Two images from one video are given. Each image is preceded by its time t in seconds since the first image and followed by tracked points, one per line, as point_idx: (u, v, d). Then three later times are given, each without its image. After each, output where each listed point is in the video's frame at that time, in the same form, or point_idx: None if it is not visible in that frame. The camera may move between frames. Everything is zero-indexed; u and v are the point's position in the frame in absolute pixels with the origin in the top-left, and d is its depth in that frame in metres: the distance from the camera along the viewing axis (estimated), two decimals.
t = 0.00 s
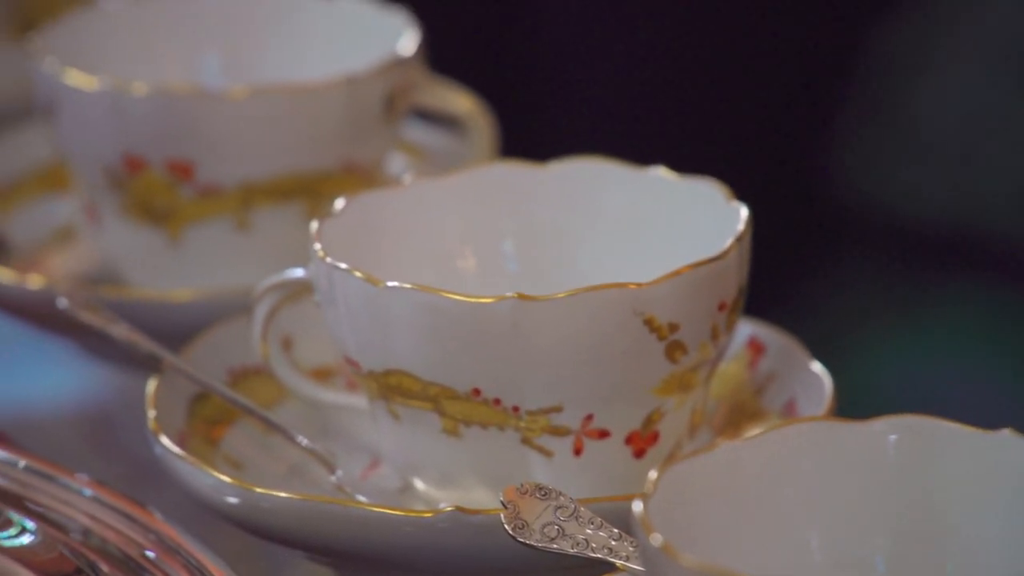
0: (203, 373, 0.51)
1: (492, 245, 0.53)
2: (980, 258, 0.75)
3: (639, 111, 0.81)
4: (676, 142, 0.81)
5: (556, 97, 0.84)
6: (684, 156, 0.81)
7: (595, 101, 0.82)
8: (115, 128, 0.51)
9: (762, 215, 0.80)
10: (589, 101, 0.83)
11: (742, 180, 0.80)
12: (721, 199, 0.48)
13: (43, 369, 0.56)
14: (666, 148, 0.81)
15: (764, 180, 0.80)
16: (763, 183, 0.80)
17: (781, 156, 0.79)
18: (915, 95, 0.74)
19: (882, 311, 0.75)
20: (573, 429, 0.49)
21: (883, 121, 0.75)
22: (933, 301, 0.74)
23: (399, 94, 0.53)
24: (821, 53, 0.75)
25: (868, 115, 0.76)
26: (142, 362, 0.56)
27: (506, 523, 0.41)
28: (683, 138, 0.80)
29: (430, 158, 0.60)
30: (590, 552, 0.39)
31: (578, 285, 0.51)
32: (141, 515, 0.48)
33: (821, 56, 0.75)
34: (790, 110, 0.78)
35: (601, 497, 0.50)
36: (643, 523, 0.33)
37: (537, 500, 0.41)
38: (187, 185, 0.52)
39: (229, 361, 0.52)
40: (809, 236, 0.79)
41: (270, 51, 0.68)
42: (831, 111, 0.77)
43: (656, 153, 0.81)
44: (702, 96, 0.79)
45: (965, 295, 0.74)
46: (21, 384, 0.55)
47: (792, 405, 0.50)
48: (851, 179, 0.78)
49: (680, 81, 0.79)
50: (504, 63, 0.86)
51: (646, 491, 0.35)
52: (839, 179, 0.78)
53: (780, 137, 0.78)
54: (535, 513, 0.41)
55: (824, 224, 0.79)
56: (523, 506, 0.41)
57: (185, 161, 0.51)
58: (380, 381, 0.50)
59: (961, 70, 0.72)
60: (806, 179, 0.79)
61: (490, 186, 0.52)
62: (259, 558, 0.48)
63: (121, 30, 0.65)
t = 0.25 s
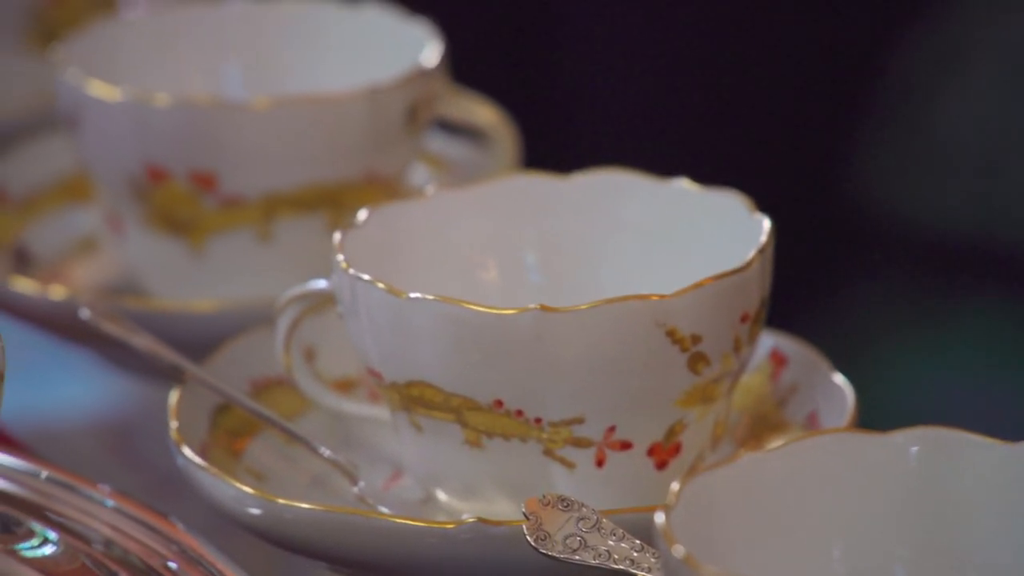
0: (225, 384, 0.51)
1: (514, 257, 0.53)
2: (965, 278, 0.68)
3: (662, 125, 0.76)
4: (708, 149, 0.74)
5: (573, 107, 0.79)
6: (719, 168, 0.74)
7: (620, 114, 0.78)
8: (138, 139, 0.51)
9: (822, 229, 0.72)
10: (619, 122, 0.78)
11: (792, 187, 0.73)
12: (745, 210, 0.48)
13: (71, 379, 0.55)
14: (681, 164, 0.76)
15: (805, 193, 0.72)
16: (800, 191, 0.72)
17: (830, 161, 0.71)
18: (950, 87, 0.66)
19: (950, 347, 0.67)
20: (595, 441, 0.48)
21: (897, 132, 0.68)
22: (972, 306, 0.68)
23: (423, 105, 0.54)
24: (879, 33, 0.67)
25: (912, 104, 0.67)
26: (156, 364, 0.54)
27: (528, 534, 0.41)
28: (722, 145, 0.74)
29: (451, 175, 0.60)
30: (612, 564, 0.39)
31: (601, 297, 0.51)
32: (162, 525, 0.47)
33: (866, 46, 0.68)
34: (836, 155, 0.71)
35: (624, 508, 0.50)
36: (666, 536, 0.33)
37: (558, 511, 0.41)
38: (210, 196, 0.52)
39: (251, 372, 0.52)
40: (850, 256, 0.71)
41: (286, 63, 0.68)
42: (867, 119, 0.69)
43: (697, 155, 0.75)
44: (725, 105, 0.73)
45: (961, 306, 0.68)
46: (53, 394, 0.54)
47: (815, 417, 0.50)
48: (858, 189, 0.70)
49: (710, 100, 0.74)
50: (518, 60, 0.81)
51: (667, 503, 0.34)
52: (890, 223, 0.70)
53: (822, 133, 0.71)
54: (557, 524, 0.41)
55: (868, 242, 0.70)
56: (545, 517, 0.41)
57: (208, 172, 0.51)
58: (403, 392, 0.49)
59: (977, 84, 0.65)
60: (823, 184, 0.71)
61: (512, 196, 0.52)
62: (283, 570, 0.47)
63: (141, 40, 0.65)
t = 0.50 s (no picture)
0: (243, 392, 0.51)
1: (531, 264, 0.53)
2: (973, 288, 0.62)
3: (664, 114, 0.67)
4: (703, 157, 0.67)
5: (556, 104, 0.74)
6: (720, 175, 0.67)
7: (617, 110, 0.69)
8: (155, 148, 0.51)
9: (822, 233, 0.65)
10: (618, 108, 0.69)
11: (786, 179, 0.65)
12: (760, 218, 0.48)
13: (93, 386, 0.56)
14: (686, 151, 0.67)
15: (814, 196, 0.65)
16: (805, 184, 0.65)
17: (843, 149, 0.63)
18: (976, 86, 0.58)
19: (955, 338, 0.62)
20: (611, 449, 0.48)
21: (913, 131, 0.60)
22: (977, 335, 0.62)
23: (439, 113, 0.53)
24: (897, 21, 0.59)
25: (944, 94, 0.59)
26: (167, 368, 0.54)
27: (542, 542, 0.39)
28: (728, 144, 0.66)
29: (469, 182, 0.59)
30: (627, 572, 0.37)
31: (617, 305, 0.51)
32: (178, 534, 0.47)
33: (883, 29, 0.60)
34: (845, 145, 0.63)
35: (640, 516, 0.50)
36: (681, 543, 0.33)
37: (572, 521, 0.40)
38: (226, 204, 0.52)
39: (268, 379, 0.52)
40: (849, 256, 0.65)
41: (302, 70, 0.69)
42: (884, 106, 0.61)
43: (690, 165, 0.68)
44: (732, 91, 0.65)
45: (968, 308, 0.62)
46: (79, 402, 0.55)
47: (830, 425, 0.50)
48: (870, 185, 0.63)
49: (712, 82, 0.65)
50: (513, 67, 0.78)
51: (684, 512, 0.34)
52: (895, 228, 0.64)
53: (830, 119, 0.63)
54: (572, 532, 0.39)
55: (882, 238, 0.64)
56: (560, 525, 0.40)
57: (225, 180, 0.51)
58: (419, 400, 0.49)
59: (1000, 81, 0.57)
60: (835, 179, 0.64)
61: (528, 204, 0.52)
62: None
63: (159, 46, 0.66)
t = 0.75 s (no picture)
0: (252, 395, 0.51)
1: (541, 266, 0.53)
2: (988, 280, 0.68)
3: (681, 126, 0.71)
4: (732, 165, 0.71)
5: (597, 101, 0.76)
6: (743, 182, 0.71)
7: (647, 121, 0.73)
8: (164, 150, 0.51)
9: (843, 238, 0.71)
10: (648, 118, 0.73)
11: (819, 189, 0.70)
12: (771, 221, 0.48)
13: (101, 389, 0.56)
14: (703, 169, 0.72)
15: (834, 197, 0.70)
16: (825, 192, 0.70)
17: (854, 163, 0.68)
18: (971, 107, 0.64)
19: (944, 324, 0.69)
20: (619, 451, 0.48)
21: (924, 140, 0.66)
22: (995, 315, 0.68)
23: (448, 115, 0.53)
24: (905, 40, 0.64)
25: (944, 108, 0.65)
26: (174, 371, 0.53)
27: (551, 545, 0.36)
28: (750, 149, 0.70)
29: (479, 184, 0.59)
30: None
31: (626, 308, 0.51)
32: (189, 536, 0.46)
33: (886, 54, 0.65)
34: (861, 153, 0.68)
35: (650, 518, 0.50)
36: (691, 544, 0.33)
37: (579, 521, 0.36)
38: (236, 207, 0.52)
39: (278, 382, 0.52)
40: (871, 259, 0.71)
41: (310, 71, 0.69)
42: (891, 116, 0.66)
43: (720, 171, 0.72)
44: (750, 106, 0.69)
45: (981, 304, 0.68)
46: (85, 406, 0.55)
47: (839, 427, 0.50)
48: (881, 191, 0.69)
49: (733, 91, 0.69)
50: (543, 65, 0.79)
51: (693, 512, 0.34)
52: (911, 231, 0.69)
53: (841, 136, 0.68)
54: (582, 534, 0.37)
55: (890, 241, 0.70)
56: (569, 527, 0.37)
57: (235, 182, 0.51)
58: (428, 403, 0.49)
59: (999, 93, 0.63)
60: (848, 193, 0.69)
61: (537, 207, 0.52)
62: None
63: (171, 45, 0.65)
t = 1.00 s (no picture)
0: (267, 399, 0.51)
1: (555, 269, 0.53)
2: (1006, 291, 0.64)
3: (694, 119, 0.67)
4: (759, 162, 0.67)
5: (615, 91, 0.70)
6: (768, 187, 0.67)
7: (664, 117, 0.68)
8: (179, 154, 0.51)
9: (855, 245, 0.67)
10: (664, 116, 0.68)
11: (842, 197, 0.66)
12: (785, 225, 0.48)
13: (113, 391, 0.56)
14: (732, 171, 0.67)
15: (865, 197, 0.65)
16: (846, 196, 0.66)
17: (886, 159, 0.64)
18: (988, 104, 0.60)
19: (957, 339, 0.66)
20: (633, 454, 0.48)
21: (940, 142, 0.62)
22: None
23: (461, 121, 0.52)
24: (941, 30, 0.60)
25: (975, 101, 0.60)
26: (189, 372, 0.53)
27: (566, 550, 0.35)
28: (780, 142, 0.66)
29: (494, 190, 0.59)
30: None
31: (641, 312, 0.51)
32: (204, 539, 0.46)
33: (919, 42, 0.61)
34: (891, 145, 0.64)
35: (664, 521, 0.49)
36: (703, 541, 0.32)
37: (593, 524, 0.35)
38: (250, 211, 0.51)
39: (293, 386, 0.52)
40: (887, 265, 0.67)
41: (323, 77, 0.67)
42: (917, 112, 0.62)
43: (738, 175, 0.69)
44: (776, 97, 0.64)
45: (992, 316, 0.65)
46: (95, 410, 0.54)
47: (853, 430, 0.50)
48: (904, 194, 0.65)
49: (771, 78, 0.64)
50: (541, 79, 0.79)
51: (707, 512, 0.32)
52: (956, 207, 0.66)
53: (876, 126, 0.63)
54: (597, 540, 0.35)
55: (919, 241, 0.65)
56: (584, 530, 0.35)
57: (249, 187, 0.51)
58: (442, 406, 0.49)
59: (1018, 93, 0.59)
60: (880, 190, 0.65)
61: (551, 211, 0.52)
62: None
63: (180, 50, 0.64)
